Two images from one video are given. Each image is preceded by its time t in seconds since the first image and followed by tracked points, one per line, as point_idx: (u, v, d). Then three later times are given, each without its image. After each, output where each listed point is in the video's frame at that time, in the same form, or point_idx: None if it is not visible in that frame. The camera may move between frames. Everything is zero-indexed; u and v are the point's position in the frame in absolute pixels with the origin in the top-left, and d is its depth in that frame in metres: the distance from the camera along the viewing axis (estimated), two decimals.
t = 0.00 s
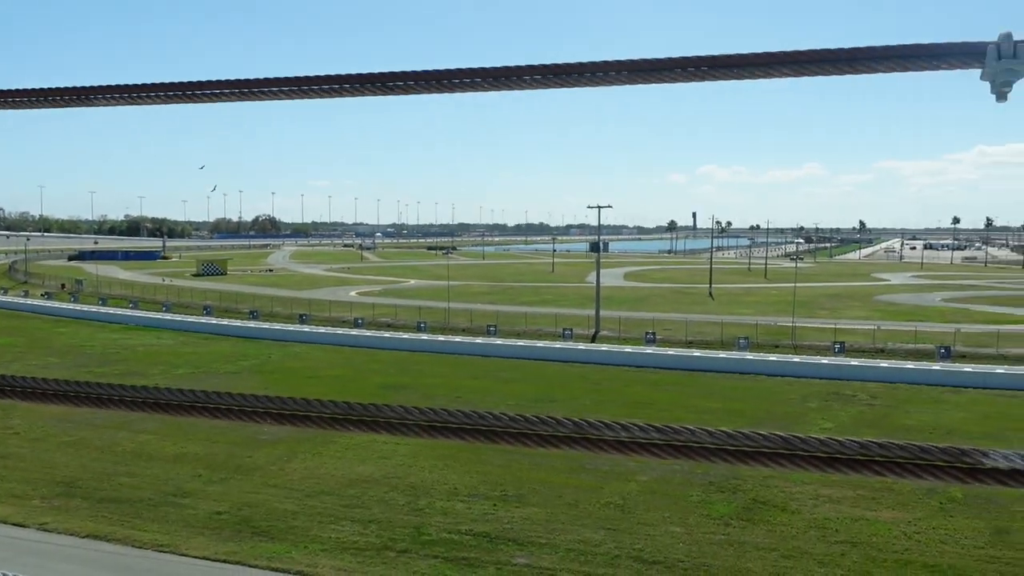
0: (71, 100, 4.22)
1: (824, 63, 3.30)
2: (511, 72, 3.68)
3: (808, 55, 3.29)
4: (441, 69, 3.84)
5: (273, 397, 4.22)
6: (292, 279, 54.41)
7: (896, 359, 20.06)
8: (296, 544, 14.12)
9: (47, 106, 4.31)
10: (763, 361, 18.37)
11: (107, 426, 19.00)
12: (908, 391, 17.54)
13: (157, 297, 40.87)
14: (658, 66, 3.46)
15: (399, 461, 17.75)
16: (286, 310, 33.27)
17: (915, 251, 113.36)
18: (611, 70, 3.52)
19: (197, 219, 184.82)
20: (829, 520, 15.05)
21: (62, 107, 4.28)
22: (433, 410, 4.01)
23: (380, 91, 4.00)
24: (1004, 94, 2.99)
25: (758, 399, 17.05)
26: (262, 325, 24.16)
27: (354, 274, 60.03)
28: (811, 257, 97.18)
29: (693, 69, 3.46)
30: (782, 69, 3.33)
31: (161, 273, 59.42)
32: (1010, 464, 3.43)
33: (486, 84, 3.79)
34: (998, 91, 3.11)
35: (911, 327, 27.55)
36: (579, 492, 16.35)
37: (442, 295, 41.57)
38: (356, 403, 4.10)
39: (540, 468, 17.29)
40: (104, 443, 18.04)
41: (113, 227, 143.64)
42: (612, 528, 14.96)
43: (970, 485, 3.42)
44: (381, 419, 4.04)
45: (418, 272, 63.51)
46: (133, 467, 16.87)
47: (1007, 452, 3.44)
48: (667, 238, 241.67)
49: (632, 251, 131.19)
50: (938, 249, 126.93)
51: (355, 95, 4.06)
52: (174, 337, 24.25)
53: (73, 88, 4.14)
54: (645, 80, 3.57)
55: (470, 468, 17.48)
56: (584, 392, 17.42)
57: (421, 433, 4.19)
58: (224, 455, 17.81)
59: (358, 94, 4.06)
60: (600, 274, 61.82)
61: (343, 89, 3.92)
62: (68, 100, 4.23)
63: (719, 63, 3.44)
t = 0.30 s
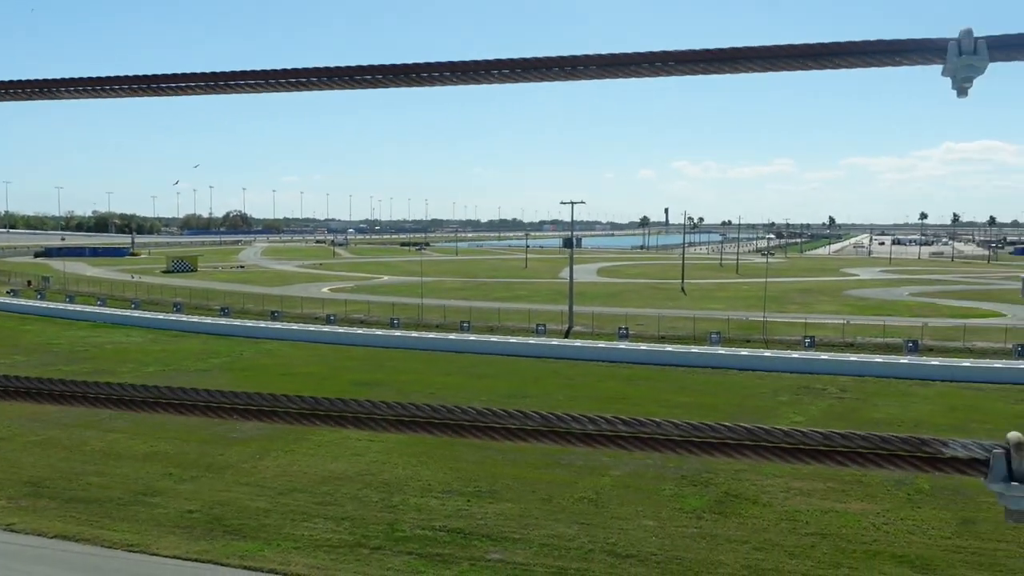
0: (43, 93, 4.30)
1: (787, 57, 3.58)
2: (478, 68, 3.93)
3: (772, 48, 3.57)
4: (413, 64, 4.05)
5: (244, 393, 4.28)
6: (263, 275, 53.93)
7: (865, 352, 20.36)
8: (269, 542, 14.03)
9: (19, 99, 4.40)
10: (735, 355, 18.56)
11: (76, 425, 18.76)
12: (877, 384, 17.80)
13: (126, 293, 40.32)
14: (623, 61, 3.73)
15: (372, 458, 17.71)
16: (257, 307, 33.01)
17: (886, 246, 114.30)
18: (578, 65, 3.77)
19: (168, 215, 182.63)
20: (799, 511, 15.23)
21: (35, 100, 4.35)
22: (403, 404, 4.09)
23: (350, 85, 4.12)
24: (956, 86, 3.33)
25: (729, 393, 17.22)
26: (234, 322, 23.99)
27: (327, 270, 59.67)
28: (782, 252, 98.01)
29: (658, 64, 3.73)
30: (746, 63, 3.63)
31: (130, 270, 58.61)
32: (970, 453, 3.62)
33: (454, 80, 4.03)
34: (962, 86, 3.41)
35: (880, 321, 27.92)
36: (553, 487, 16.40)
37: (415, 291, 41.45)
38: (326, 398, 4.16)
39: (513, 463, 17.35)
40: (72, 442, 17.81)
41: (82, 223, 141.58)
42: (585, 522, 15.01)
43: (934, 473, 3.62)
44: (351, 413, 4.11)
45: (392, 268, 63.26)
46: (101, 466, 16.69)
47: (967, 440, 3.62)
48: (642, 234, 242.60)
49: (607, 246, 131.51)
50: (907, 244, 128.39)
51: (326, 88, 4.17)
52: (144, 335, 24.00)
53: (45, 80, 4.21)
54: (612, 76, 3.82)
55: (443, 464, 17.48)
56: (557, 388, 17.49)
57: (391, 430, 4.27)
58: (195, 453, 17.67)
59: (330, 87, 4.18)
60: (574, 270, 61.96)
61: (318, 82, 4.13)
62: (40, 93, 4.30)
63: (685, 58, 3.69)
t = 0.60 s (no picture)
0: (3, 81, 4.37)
1: (744, 51, 3.73)
2: (438, 61, 4.05)
3: (726, 45, 3.73)
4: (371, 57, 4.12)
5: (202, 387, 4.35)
6: (226, 270, 53.36)
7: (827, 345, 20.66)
8: (232, 539, 13.90)
9: None
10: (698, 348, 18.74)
11: (34, 423, 18.44)
12: (838, 376, 18.08)
13: (84, 289, 39.67)
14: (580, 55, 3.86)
15: (337, 453, 17.62)
16: (220, 302, 32.62)
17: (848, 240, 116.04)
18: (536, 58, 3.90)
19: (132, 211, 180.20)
20: (762, 502, 15.42)
21: None
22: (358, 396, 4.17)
23: (308, 76, 4.21)
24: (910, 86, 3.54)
25: (693, 385, 17.39)
26: (196, 317, 23.73)
27: (291, 265, 59.11)
28: (746, 246, 99.05)
29: (615, 59, 3.87)
30: (702, 58, 3.77)
31: (89, 265, 57.52)
32: (916, 441, 3.87)
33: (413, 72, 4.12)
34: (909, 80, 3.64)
35: (841, 314, 28.33)
36: (519, 481, 16.44)
37: (379, 286, 41.31)
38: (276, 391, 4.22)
39: (478, 458, 17.41)
40: (30, 441, 17.50)
41: (41, 217, 138.98)
42: (551, 515, 15.06)
43: (883, 461, 3.86)
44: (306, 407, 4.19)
45: (357, 263, 62.89)
46: (60, 464, 16.42)
47: (913, 429, 3.87)
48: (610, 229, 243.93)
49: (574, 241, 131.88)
50: (869, 238, 130.22)
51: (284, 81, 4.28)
52: (104, 331, 23.64)
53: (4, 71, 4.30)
54: (568, 69, 3.96)
55: (410, 459, 17.45)
56: (523, 381, 17.56)
57: (349, 423, 4.31)
58: (156, 450, 17.48)
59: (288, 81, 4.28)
60: (541, 265, 62.04)
61: (277, 73, 4.19)
62: None
63: (639, 52, 3.85)
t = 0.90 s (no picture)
0: None
1: (699, 47, 3.87)
2: (398, 56, 4.13)
3: (683, 41, 3.87)
4: (332, 50, 4.20)
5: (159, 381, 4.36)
6: (189, 266, 52.66)
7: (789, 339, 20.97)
8: (197, 537, 13.77)
9: None
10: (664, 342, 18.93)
11: None
12: (800, 369, 18.35)
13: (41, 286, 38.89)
14: (537, 50, 3.97)
15: (303, 450, 17.51)
16: (182, 299, 32.22)
17: (810, 235, 117.51)
18: (495, 53, 4.00)
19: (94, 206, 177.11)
20: (726, 494, 15.62)
21: None
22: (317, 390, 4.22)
23: (269, 70, 4.27)
24: (864, 87, 3.73)
25: (658, 379, 17.56)
26: (159, 314, 23.44)
27: (255, 261, 58.50)
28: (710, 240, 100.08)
29: (573, 54, 3.98)
30: (658, 54, 3.90)
31: (47, 262, 56.40)
32: (866, 430, 3.98)
33: (371, 67, 4.20)
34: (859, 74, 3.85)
35: (802, 308, 28.76)
36: (487, 476, 16.46)
37: (344, 282, 41.06)
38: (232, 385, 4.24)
39: (445, 453, 17.43)
40: None
41: None
42: (518, 510, 15.12)
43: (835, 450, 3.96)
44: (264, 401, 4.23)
45: (323, 258, 62.41)
46: (19, 464, 16.16)
47: (863, 419, 3.98)
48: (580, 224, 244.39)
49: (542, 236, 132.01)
50: (833, 233, 132.15)
51: (246, 74, 4.33)
52: (65, 328, 23.26)
53: None
54: (525, 64, 4.04)
55: (376, 455, 17.40)
56: (490, 377, 17.61)
57: (311, 418, 4.34)
58: (118, 448, 17.27)
59: (249, 74, 4.33)
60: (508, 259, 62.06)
61: (238, 66, 4.24)
62: None
63: (595, 49, 3.94)
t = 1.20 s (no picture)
0: None
1: (662, 43, 3.87)
2: (361, 48, 4.08)
3: (647, 35, 3.86)
4: (293, 42, 4.13)
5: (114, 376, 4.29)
6: (152, 262, 51.86)
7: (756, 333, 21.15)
8: (161, 536, 13.57)
9: None
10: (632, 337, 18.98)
11: None
12: (766, 363, 18.52)
13: None
14: (501, 43, 3.93)
15: (269, 447, 17.34)
16: (144, 295, 31.73)
17: (777, 230, 118.67)
18: (458, 46, 3.95)
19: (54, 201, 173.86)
20: (693, 487, 15.72)
21: None
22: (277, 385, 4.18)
23: (229, 63, 4.20)
24: (823, 83, 3.74)
25: (626, 373, 17.62)
26: (122, 310, 23.07)
27: (220, 256, 57.81)
28: (678, 236, 100.76)
29: (537, 48, 3.96)
30: (624, 48, 3.90)
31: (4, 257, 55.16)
32: (822, 421, 3.99)
33: (334, 59, 4.14)
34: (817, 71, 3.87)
35: (768, 302, 29.02)
36: (455, 472, 16.42)
37: (310, 277, 40.72)
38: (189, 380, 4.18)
39: (413, 449, 17.36)
40: None
41: None
42: (486, 505, 15.09)
43: (792, 440, 3.98)
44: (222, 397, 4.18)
45: (289, 253, 61.80)
46: None
47: (820, 409, 3.99)
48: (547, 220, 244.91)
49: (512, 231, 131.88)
50: (798, 228, 133.83)
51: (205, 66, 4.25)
52: (23, 324, 22.82)
53: None
54: (489, 57, 4.01)
55: (344, 451, 17.29)
56: (458, 372, 17.57)
57: (269, 412, 4.28)
58: (80, 447, 16.98)
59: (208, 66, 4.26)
60: (476, 254, 61.96)
61: (196, 58, 4.17)
62: None
63: (559, 42, 3.92)
